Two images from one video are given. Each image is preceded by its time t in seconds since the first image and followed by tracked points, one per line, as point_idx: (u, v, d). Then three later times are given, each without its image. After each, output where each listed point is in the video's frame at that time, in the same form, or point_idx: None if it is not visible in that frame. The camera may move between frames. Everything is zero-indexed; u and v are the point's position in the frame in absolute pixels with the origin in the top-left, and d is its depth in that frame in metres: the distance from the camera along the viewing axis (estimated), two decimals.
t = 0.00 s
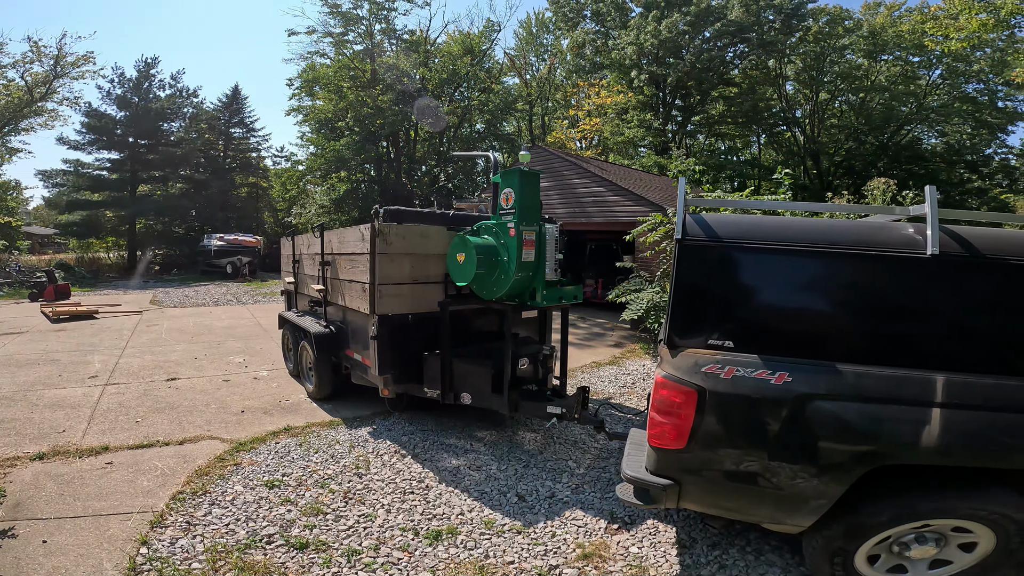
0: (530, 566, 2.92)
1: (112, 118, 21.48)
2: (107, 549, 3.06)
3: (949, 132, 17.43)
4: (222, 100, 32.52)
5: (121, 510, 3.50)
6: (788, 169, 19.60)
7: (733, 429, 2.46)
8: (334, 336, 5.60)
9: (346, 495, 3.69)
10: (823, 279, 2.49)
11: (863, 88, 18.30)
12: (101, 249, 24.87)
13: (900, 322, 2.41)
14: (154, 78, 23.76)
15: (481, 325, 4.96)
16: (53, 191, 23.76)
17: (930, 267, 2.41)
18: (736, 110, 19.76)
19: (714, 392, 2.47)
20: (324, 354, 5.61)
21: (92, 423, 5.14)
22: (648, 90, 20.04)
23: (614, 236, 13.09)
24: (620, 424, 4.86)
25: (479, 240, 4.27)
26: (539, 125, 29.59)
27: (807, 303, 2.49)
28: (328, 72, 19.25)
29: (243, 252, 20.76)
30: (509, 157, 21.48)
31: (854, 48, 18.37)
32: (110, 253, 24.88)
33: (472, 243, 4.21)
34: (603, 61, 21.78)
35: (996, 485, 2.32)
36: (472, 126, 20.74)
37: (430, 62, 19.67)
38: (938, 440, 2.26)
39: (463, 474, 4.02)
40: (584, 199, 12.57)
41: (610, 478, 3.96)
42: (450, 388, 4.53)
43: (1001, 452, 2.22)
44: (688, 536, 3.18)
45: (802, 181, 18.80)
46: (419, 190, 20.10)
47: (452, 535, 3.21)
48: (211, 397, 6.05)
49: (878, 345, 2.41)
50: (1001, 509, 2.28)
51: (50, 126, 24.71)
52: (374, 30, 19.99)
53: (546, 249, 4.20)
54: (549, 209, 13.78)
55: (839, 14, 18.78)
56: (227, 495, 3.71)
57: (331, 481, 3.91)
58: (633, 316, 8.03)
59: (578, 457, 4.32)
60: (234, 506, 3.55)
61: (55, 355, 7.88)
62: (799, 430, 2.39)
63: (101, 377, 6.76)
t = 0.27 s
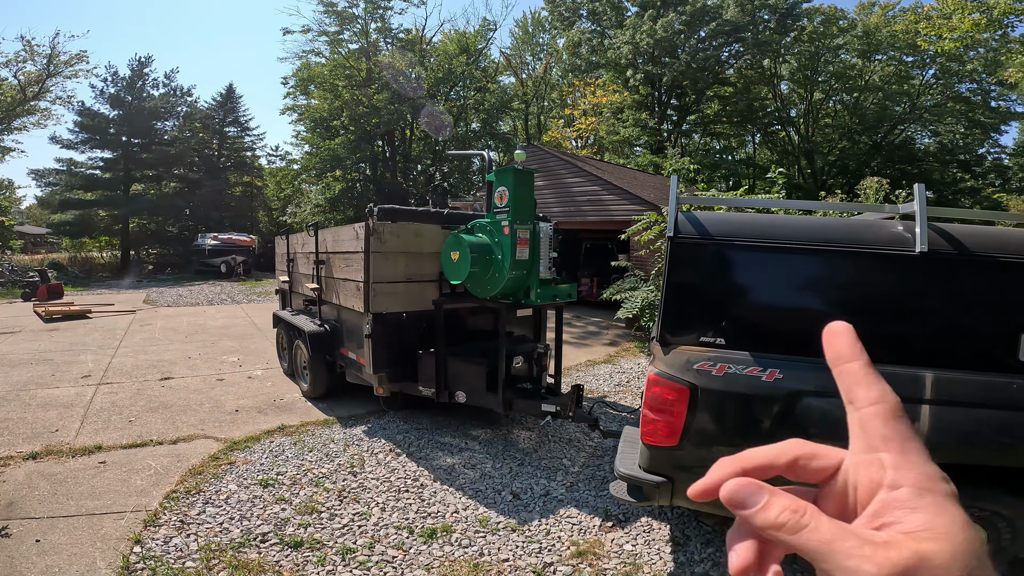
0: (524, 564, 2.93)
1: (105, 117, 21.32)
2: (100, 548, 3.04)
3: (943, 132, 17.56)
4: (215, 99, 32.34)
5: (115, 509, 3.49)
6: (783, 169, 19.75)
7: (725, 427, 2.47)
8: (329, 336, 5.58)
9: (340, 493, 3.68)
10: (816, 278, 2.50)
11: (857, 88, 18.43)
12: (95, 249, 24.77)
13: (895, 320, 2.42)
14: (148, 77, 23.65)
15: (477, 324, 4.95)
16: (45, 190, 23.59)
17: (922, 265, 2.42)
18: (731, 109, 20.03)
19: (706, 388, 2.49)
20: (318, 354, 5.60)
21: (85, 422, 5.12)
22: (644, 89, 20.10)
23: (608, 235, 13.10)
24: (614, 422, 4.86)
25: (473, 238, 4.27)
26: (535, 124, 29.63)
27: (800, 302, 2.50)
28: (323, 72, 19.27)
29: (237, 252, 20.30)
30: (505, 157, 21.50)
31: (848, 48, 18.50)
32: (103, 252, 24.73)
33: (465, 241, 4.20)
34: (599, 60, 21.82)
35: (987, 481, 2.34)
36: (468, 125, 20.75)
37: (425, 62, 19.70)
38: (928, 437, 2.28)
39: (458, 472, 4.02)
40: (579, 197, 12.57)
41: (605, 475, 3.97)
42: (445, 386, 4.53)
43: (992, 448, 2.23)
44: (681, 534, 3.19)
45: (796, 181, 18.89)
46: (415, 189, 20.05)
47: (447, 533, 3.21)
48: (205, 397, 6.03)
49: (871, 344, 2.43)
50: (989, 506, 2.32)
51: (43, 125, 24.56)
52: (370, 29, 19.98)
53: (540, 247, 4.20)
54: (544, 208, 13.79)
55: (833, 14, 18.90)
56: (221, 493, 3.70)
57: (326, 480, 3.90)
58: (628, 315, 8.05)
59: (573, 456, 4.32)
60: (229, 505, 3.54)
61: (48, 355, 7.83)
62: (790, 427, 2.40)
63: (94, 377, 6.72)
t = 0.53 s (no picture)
0: (520, 562, 2.94)
1: (97, 116, 21.16)
2: (96, 548, 3.03)
3: (936, 131, 17.65)
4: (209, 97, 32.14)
5: (110, 509, 3.47)
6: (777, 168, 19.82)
7: (719, 424, 2.48)
8: (324, 335, 5.57)
9: (336, 493, 3.68)
10: (809, 276, 2.51)
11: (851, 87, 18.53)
12: (88, 249, 24.59)
13: (887, 317, 2.43)
14: (141, 76, 23.49)
15: (472, 323, 4.94)
16: (38, 190, 23.41)
17: (913, 263, 2.44)
18: (726, 109, 20.09)
19: (701, 386, 2.50)
20: (314, 353, 5.59)
21: (79, 422, 5.08)
22: (639, 89, 20.12)
23: (604, 234, 13.11)
24: (610, 420, 4.87)
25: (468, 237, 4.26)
26: (531, 124, 29.57)
27: (793, 300, 2.51)
28: (318, 71, 19.24)
29: (231, 249, 20.64)
30: (501, 156, 21.46)
31: (842, 48, 18.60)
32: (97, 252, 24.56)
33: (461, 240, 4.19)
34: (594, 60, 21.81)
35: (977, 477, 2.36)
36: (463, 124, 20.69)
37: (420, 60, 19.67)
38: (919, 434, 2.30)
39: (454, 471, 4.02)
40: (575, 197, 12.58)
41: (601, 474, 3.98)
42: (440, 385, 4.52)
43: (982, 445, 2.26)
44: (677, 532, 3.21)
45: (790, 180, 18.91)
46: (410, 188, 19.89)
47: (443, 532, 3.21)
48: (199, 396, 6.00)
49: (864, 341, 2.44)
50: (980, 502, 2.34)
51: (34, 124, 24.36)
52: (365, 28, 19.92)
53: (535, 246, 4.21)
54: (539, 207, 13.79)
55: (827, 13, 18.98)
56: (217, 493, 3.68)
57: (322, 478, 3.89)
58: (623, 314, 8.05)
59: (569, 454, 4.33)
60: (224, 504, 3.52)
61: (40, 355, 7.76)
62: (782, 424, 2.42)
63: (87, 376, 6.67)
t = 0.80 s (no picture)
0: (516, 562, 2.94)
1: (93, 115, 21.05)
2: (89, 548, 3.02)
3: (931, 131, 17.73)
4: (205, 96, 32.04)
5: (104, 508, 3.46)
6: (773, 168, 19.95)
7: (715, 423, 2.49)
8: (320, 334, 5.56)
9: (332, 492, 3.67)
10: (805, 276, 2.52)
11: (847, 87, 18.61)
12: (84, 248, 24.53)
13: (884, 317, 2.44)
14: (136, 75, 23.39)
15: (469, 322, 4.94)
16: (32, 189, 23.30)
17: (908, 263, 2.45)
18: (723, 108, 20.22)
19: (697, 385, 2.50)
20: (309, 353, 5.57)
21: (73, 422, 5.06)
22: (636, 88, 20.15)
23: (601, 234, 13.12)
24: (606, 420, 4.88)
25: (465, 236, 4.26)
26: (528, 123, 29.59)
27: (790, 300, 2.52)
28: (315, 71, 19.20)
29: (227, 249, 20.40)
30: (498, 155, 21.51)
31: (838, 48, 18.71)
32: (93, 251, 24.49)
33: (457, 239, 4.19)
34: (591, 60, 21.81)
35: (972, 477, 2.37)
36: (460, 124, 20.71)
37: (417, 60, 19.67)
38: (915, 433, 2.30)
39: (450, 471, 4.01)
40: (572, 197, 12.59)
41: (597, 473, 3.99)
42: (437, 385, 4.52)
43: (978, 445, 2.26)
44: (672, 532, 3.22)
45: (786, 179, 19.00)
46: (407, 187, 19.71)
47: (439, 532, 3.21)
48: (195, 396, 5.98)
49: (861, 341, 2.45)
50: (976, 502, 2.35)
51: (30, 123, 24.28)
52: (362, 28, 19.89)
53: (532, 246, 4.21)
54: (536, 206, 13.79)
55: (824, 14, 19.06)
56: (211, 493, 3.67)
57: (317, 478, 3.89)
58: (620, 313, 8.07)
59: (565, 454, 4.34)
60: (219, 504, 3.52)
61: (34, 355, 7.73)
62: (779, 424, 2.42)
63: (81, 376, 6.64)
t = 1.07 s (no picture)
0: (512, 560, 2.94)
1: (91, 115, 21.03)
2: (83, 546, 3.01)
3: (929, 132, 17.78)
4: (202, 95, 32.00)
5: (99, 507, 3.45)
6: (771, 168, 20.02)
7: (711, 421, 2.49)
8: (317, 334, 5.54)
9: (328, 491, 3.67)
10: (801, 274, 2.52)
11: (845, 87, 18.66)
12: (82, 249, 24.50)
13: (880, 314, 2.44)
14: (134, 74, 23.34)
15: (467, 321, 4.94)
16: (30, 189, 23.24)
17: (903, 261, 2.46)
18: (720, 109, 20.32)
19: (691, 383, 2.50)
20: (306, 352, 5.56)
21: (69, 422, 5.04)
22: (635, 89, 20.13)
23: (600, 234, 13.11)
24: (603, 419, 4.88)
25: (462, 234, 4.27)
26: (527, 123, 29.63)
27: (786, 297, 2.52)
28: (313, 70, 19.16)
29: (224, 249, 20.31)
30: (497, 156, 21.59)
31: (836, 48, 18.78)
32: (90, 251, 24.46)
33: (453, 238, 4.21)
34: (590, 60, 21.82)
35: (967, 475, 2.37)
36: (459, 124, 20.75)
37: (416, 60, 19.68)
38: (909, 431, 2.31)
39: (447, 469, 4.01)
40: (570, 197, 12.59)
41: (593, 472, 3.99)
42: (434, 384, 4.52)
43: (972, 442, 2.26)
44: (669, 530, 3.21)
45: (784, 180, 19.07)
46: (405, 187, 20.14)
47: (435, 530, 3.21)
48: (191, 396, 5.97)
49: (856, 339, 2.45)
50: (972, 500, 2.34)
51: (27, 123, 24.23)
52: (361, 28, 19.87)
53: (528, 244, 4.17)
54: (535, 206, 13.78)
55: (822, 14, 19.13)
56: (207, 492, 3.66)
57: (313, 477, 3.88)
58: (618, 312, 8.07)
59: (562, 453, 4.33)
60: (214, 502, 3.52)
61: (31, 355, 7.71)
62: (774, 422, 2.42)
63: (78, 376, 6.62)
